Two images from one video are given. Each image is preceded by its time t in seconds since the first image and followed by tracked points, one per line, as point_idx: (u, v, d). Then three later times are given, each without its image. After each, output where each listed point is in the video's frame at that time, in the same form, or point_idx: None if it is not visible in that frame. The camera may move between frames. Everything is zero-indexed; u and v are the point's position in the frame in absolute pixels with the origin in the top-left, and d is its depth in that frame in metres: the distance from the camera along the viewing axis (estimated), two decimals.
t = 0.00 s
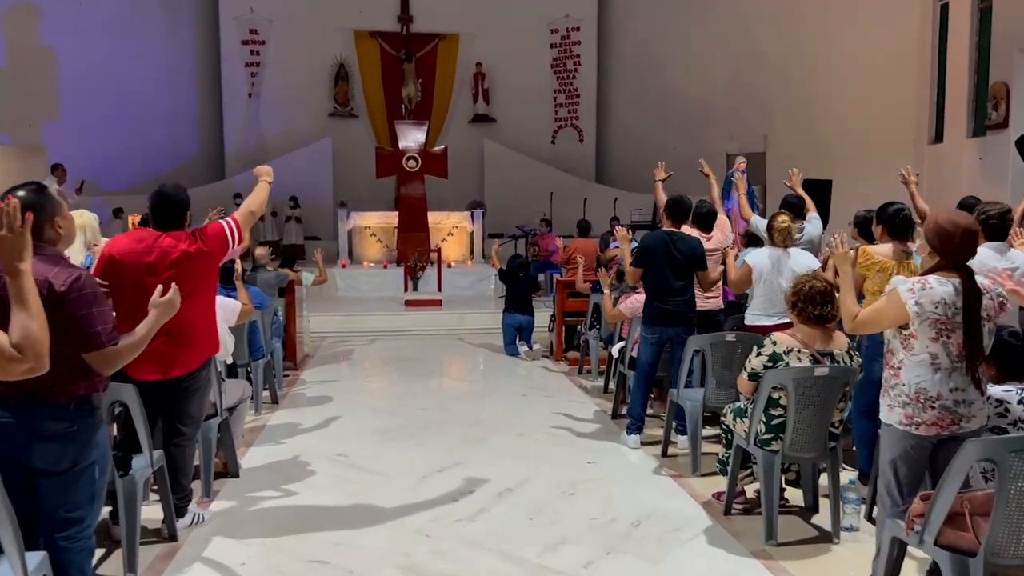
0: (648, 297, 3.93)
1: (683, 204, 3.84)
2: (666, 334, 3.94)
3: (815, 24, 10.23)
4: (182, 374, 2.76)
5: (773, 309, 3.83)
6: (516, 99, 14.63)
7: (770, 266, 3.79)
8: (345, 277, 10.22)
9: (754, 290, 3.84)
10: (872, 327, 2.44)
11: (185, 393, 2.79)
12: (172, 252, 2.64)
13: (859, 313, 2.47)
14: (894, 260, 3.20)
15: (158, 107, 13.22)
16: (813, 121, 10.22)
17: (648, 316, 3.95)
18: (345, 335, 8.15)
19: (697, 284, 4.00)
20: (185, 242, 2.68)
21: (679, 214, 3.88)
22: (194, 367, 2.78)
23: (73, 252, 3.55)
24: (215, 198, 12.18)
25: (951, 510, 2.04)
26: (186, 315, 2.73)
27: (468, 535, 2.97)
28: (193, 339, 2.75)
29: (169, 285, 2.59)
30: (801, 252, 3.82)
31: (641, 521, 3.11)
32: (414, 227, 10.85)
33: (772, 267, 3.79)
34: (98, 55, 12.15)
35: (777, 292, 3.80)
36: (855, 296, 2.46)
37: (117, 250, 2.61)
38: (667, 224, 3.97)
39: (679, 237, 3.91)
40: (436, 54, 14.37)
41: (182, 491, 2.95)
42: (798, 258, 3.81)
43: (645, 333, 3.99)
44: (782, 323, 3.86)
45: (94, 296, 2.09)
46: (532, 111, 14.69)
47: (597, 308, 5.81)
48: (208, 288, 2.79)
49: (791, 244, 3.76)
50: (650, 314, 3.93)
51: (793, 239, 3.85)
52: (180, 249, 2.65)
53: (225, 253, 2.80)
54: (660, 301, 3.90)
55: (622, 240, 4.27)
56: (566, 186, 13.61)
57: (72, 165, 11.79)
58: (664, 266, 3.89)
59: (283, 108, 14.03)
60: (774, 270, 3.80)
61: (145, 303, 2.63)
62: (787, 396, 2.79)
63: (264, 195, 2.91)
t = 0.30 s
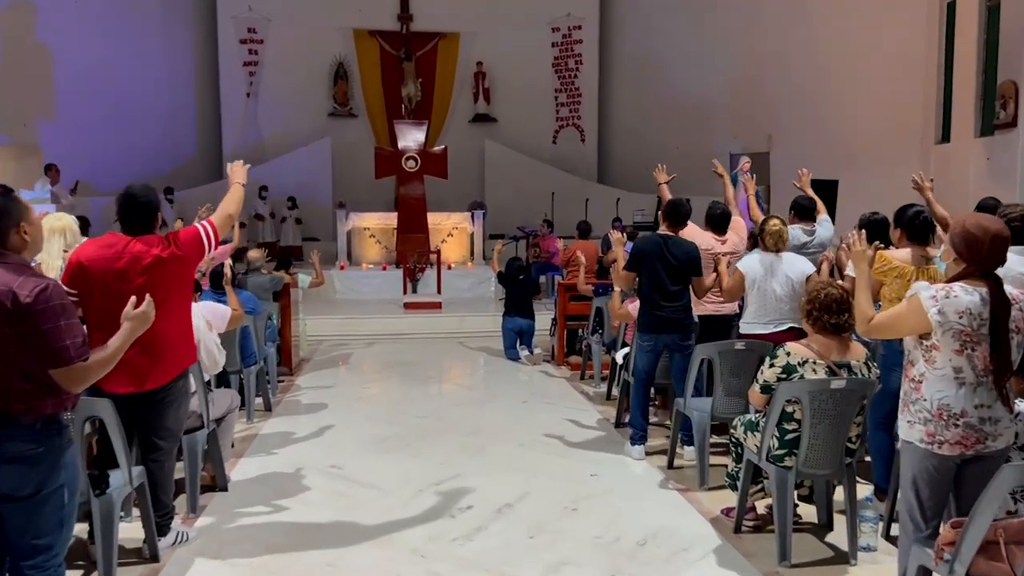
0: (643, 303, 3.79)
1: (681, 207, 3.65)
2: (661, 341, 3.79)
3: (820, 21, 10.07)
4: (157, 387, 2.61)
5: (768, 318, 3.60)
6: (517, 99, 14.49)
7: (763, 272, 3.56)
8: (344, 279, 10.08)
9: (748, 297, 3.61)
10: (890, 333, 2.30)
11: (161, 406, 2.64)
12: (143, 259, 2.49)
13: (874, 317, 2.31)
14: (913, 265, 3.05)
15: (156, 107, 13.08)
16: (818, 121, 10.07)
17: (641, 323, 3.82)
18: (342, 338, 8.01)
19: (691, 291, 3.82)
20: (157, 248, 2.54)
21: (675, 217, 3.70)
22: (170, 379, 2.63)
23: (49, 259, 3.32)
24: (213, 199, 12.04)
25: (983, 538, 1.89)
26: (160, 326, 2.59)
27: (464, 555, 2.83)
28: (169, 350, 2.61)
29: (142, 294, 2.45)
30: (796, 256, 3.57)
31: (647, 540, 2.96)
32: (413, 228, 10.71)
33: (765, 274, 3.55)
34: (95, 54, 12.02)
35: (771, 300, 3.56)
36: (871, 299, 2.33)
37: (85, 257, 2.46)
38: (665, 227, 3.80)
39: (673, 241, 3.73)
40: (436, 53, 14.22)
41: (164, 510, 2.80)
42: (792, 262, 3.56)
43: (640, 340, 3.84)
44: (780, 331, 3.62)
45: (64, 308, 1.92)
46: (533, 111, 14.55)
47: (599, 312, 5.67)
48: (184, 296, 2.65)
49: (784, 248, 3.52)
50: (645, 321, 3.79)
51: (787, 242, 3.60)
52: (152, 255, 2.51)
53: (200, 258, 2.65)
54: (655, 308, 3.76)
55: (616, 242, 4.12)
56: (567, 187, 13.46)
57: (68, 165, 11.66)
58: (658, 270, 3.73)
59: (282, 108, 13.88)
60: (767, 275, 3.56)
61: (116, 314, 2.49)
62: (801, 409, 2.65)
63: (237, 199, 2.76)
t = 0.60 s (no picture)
0: (635, 306, 3.65)
1: (679, 206, 3.50)
2: (651, 344, 3.64)
3: (825, 18, 9.92)
4: (132, 394, 2.49)
5: (765, 319, 3.46)
6: (520, 98, 14.36)
7: (757, 272, 3.43)
8: (344, 279, 9.95)
9: (744, 299, 3.48)
10: (914, 335, 2.18)
11: (138, 413, 2.52)
12: (113, 259, 2.35)
13: (897, 316, 2.19)
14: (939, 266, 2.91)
15: (155, 106, 12.95)
16: (824, 119, 9.93)
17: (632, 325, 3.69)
18: (342, 340, 7.88)
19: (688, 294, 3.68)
20: (127, 247, 2.40)
21: (673, 217, 3.55)
22: (146, 384, 2.51)
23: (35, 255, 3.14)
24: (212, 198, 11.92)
25: None
26: (133, 329, 2.46)
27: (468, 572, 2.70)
28: (144, 354, 2.49)
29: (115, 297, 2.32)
30: (791, 255, 3.45)
31: (659, 554, 2.83)
32: (414, 227, 10.58)
33: (759, 274, 3.43)
34: (93, 52, 11.89)
35: (769, 300, 3.43)
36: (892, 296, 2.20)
37: (52, 259, 2.32)
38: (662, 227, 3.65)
39: (670, 241, 3.60)
40: (438, 51, 14.09)
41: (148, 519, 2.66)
42: (786, 262, 3.44)
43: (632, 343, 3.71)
44: (775, 333, 3.47)
45: (43, 311, 1.77)
46: (536, 110, 14.42)
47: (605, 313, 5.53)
48: (158, 296, 2.52)
49: (778, 247, 3.40)
50: (638, 325, 3.64)
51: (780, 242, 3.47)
52: (123, 254, 2.37)
53: (174, 256, 2.52)
54: (647, 311, 3.61)
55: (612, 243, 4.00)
56: (570, 186, 13.33)
57: (66, 165, 11.53)
58: (652, 271, 3.60)
59: (282, 106, 13.76)
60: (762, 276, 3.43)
61: (85, 319, 2.35)
62: (823, 418, 2.51)
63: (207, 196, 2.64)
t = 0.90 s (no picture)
0: (643, 314, 3.51)
1: (685, 210, 3.37)
2: (659, 354, 3.50)
3: (831, 16, 9.74)
4: (102, 411, 2.34)
5: (779, 327, 3.31)
6: (522, 97, 14.21)
7: (767, 280, 3.29)
8: (345, 281, 9.79)
9: (756, 308, 3.34)
10: (944, 350, 2.01)
11: (111, 432, 2.38)
12: (80, 268, 2.20)
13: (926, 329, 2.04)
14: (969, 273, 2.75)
15: (154, 106, 12.82)
16: (830, 120, 9.77)
17: (639, 334, 3.54)
18: (343, 343, 7.74)
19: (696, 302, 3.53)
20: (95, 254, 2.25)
21: (680, 221, 3.41)
22: (120, 399, 2.37)
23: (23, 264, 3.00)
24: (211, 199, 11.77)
25: None
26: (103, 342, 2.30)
27: None
28: (115, 369, 2.34)
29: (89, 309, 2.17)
30: (803, 259, 3.31)
31: None
32: (416, 228, 10.43)
33: (770, 281, 3.28)
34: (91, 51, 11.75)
35: (781, 308, 3.28)
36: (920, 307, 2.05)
37: (15, 271, 2.15)
38: (668, 233, 3.51)
39: (678, 246, 3.45)
40: (440, 50, 13.93)
41: (137, 544, 2.52)
42: (799, 266, 3.29)
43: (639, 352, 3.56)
44: (791, 342, 3.30)
45: (13, 328, 1.61)
46: (539, 110, 14.27)
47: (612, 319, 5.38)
48: (129, 307, 2.37)
49: (789, 253, 3.27)
50: (644, 334, 3.49)
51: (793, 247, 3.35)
52: (92, 263, 2.22)
53: (144, 264, 2.38)
54: (654, 320, 3.46)
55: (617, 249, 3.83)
56: (574, 187, 13.19)
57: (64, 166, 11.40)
58: (660, 278, 3.45)
59: (283, 106, 13.62)
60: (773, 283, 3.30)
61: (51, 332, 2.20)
62: (851, 438, 2.36)
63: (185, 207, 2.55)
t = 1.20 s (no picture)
0: (661, 320, 3.39)
1: (701, 211, 3.28)
2: (678, 362, 3.38)
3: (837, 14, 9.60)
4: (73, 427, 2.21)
5: (805, 335, 3.22)
6: (525, 97, 14.08)
7: (794, 285, 3.21)
8: (345, 283, 9.66)
9: (782, 313, 3.26)
10: (974, 363, 1.92)
11: (87, 448, 2.25)
12: (49, 274, 2.07)
13: (952, 341, 1.95)
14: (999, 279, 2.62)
15: (152, 106, 12.69)
16: (836, 120, 9.62)
17: (657, 340, 3.43)
18: (343, 347, 7.61)
19: (716, 306, 3.42)
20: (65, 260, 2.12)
21: (695, 223, 3.31)
22: (95, 413, 2.24)
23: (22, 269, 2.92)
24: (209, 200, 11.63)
25: None
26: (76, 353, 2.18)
27: None
28: (90, 380, 2.21)
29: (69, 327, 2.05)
30: (830, 264, 3.22)
31: None
32: (417, 229, 10.29)
33: (797, 287, 3.21)
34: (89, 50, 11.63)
35: (807, 316, 3.20)
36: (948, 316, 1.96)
37: None
38: (684, 236, 3.40)
39: (694, 249, 3.33)
40: (441, 49, 13.80)
41: (119, 565, 2.41)
42: (826, 271, 3.21)
43: (656, 360, 3.45)
44: (816, 351, 3.24)
45: None
46: (541, 109, 14.14)
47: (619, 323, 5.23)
48: (104, 315, 2.25)
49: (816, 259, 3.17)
50: (665, 341, 3.38)
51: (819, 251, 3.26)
52: (62, 269, 2.09)
53: (118, 269, 2.24)
54: (674, 326, 3.36)
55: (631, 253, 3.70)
56: (576, 188, 13.06)
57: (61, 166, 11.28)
58: (679, 284, 3.33)
59: (283, 106, 13.49)
60: (799, 289, 3.22)
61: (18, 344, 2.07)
62: (879, 455, 2.22)
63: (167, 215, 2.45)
